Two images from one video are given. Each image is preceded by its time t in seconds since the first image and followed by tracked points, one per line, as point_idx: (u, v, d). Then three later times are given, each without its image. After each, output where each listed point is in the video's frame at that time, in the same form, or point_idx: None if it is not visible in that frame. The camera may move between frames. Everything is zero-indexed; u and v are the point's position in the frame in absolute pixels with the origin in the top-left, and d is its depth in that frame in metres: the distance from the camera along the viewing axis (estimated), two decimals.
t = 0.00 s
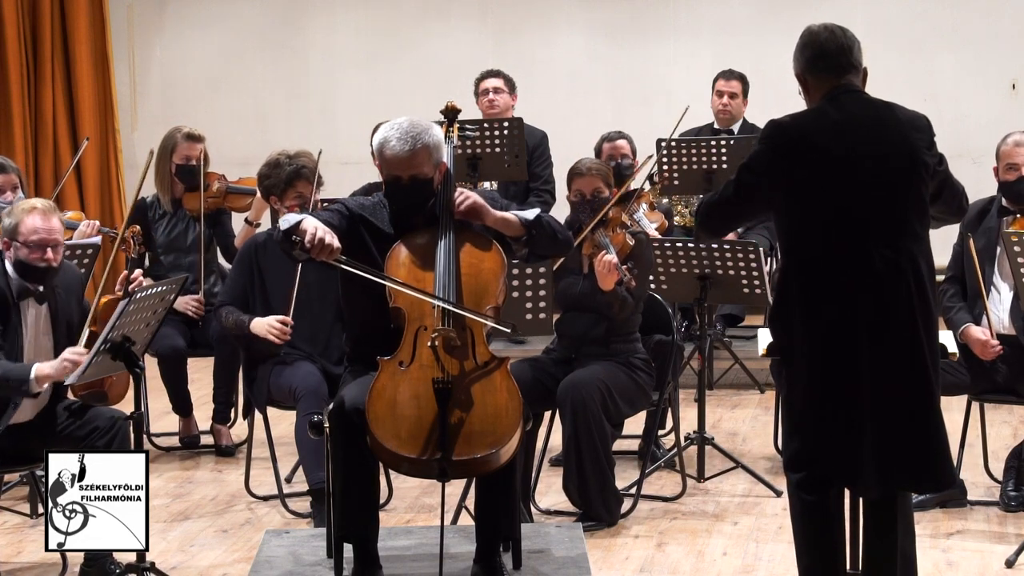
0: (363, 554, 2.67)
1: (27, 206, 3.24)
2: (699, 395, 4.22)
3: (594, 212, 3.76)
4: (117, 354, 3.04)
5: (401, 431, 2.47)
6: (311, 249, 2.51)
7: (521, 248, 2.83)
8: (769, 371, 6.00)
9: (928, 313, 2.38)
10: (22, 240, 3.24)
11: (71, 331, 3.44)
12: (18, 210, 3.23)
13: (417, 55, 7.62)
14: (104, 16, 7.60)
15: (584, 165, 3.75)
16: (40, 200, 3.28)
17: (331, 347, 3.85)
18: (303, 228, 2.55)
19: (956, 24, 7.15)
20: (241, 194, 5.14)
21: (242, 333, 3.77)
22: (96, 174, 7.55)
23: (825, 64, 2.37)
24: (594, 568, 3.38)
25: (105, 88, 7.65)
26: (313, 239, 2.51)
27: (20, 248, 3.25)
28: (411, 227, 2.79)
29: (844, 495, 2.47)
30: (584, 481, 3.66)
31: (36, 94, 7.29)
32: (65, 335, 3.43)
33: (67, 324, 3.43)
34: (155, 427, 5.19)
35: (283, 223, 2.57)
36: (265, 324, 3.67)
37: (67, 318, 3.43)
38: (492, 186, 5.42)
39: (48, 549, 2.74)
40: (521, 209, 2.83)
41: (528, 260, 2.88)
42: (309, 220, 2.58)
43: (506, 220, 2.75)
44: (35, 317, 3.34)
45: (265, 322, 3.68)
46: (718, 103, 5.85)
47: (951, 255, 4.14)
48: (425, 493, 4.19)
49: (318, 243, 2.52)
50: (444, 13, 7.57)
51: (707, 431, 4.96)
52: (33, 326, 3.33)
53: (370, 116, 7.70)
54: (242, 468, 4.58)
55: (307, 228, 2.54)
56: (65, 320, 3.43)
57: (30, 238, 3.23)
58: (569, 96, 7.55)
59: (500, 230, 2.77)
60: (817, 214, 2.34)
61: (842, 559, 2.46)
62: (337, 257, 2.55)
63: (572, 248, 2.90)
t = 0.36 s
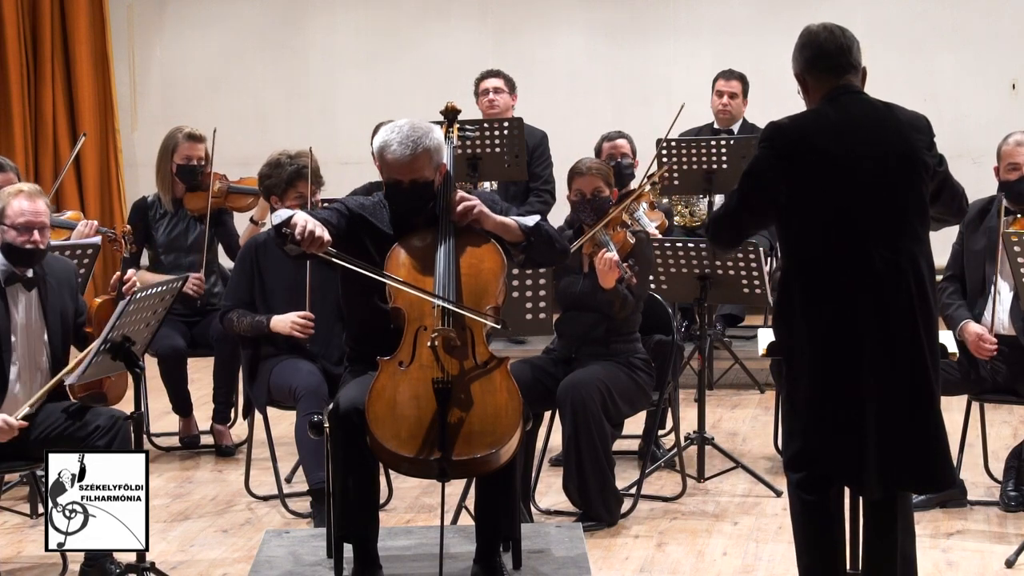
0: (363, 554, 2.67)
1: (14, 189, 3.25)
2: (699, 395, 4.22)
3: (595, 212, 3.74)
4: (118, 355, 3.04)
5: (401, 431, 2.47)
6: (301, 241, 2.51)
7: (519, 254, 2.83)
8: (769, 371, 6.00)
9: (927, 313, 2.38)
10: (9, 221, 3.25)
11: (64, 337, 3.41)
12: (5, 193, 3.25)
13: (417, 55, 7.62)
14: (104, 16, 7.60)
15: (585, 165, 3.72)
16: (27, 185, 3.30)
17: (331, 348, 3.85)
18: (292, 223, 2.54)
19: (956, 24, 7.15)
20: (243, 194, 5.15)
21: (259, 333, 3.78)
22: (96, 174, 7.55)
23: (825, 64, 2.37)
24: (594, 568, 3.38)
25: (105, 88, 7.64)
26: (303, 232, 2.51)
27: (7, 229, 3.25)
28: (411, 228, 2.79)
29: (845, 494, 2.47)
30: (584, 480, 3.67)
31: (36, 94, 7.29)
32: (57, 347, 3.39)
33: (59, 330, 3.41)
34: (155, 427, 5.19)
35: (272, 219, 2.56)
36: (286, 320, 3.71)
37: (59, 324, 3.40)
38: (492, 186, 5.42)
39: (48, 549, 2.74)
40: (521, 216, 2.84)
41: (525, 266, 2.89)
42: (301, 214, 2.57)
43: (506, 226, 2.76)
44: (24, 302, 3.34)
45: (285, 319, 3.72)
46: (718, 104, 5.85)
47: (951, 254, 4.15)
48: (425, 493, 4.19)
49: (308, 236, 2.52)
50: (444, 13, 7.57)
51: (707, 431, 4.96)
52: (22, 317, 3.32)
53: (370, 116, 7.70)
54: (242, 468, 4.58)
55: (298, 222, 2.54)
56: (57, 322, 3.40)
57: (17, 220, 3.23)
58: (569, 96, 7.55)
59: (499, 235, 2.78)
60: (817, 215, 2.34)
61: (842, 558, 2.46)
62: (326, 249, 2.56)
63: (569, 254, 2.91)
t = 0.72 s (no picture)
0: (364, 554, 2.67)
1: None
2: (699, 395, 4.22)
3: (595, 211, 3.75)
4: (117, 355, 3.05)
5: (401, 431, 2.47)
6: (286, 230, 2.51)
7: (518, 258, 2.83)
8: (769, 371, 6.01)
9: (927, 313, 2.38)
10: None
11: (50, 336, 3.35)
12: None
13: (417, 55, 7.62)
14: (104, 16, 7.60)
15: (585, 165, 3.73)
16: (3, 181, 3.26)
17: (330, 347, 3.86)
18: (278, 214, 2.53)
19: (956, 24, 7.15)
20: (243, 194, 5.14)
21: (267, 333, 3.79)
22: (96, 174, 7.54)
23: (825, 64, 2.37)
24: (594, 568, 3.38)
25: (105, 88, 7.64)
26: (288, 222, 2.50)
27: None
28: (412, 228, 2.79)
29: (845, 494, 2.46)
30: (583, 481, 3.67)
31: (36, 94, 7.28)
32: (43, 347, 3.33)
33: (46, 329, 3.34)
34: (155, 427, 5.19)
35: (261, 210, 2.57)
36: (297, 320, 3.72)
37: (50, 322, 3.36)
38: (492, 186, 5.42)
39: (48, 549, 2.74)
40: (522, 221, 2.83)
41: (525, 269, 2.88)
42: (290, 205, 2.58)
43: (506, 231, 2.73)
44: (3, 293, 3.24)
45: (294, 318, 3.74)
46: (718, 104, 5.85)
47: (951, 255, 4.16)
48: (425, 493, 4.19)
49: (293, 225, 2.51)
50: (443, 13, 7.57)
51: (707, 431, 4.96)
52: (2, 311, 3.22)
53: (370, 116, 7.70)
54: (242, 468, 4.58)
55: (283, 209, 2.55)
56: (41, 317, 3.33)
57: None
58: (569, 96, 7.55)
59: (500, 240, 2.75)
60: (817, 215, 2.34)
61: (842, 558, 2.46)
62: (312, 239, 2.54)
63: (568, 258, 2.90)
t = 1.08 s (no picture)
0: (364, 554, 2.67)
1: None
2: (699, 395, 4.22)
3: (594, 211, 3.73)
4: (117, 355, 3.05)
5: (400, 431, 2.47)
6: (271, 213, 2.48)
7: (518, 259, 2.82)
8: (769, 370, 6.01)
9: (927, 313, 2.38)
10: None
11: (41, 332, 3.26)
12: None
13: (417, 55, 7.62)
14: (104, 16, 7.60)
15: (584, 165, 3.73)
16: None
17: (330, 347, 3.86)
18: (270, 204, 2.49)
19: (956, 24, 7.15)
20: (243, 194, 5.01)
21: (269, 333, 3.79)
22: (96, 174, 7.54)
23: (825, 64, 2.37)
24: (594, 568, 3.38)
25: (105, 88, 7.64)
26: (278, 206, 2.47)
27: None
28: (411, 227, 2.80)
29: (845, 494, 2.46)
30: (582, 481, 3.67)
31: (36, 94, 7.28)
32: (37, 344, 3.25)
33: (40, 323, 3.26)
34: (155, 427, 5.19)
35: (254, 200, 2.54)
36: (299, 320, 3.73)
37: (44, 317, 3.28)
38: (492, 186, 5.42)
39: (48, 549, 2.73)
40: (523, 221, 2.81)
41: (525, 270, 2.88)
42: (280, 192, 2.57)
43: (507, 233, 2.73)
44: None
45: (297, 317, 3.74)
46: (718, 104, 5.85)
47: (951, 256, 4.16)
48: (425, 493, 4.19)
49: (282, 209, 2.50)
50: (443, 13, 7.57)
51: (707, 431, 4.96)
52: None
53: (370, 116, 7.70)
54: (242, 468, 4.58)
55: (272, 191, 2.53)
56: (29, 315, 3.24)
57: None
58: (569, 96, 7.55)
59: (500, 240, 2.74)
60: (816, 215, 2.34)
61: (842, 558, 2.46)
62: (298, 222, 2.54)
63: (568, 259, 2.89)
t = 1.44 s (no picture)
0: (364, 554, 2.67)
1: None
2: (699, 395, 4.22)
3: (595, 211, 3.74)
4: (118, 355, 3.05)
5: (401, 431, 2.48)
6: (293, 233, 2.48)
7: (521, 259, 2.80)
8: (769, 371, 6.01)
9: (927, 313, 2.38)
10: None
11: (35, 330, 3.27)
12: None
13: (418, 55, 7.62)
14: (104, 16, 7.60)
15: (587, 165, 3.72)
16: None
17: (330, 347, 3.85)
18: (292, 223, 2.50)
19: (956, 24, 7.15)
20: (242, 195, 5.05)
21: (272, 332, 3.79)
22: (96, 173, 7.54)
23: (825, 64, 2.37)
24: (594, 568, 3.38)
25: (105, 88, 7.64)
26: (299, 229, 2.48)
27: None
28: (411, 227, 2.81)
29: (844, 494, 2.46)
30: (580, 482, 3.67)
31: (36, 94, 7.28)
32: (33, 344, 3.26)
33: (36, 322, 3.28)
34: (155, 427, 5.19)
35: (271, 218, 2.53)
36: (303, 317, 3.74)
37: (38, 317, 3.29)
38: (492, 186, 5.41)
39: (48, 549, 2.73)
40: (525, 221, 2.79)
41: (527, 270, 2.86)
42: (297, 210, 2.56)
43: (508, 234, 2.70)
44: None
45: (300, 317, 3.75)
46: (718, 104, 5.85)
47: (951, 256, 4.16)
48: (425, 493, 4.19)
49: (301, 229, 2.49)
50: (443, 13, 7.57)
51: (707, 431, 4.97)
52: None
53: (371, 116, 7.70)
54: (242, 468, 4.58)
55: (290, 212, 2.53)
56: (25, 314, 3.25)
57: None
58: (569, 96, 7.54)
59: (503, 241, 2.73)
60: (816, 214, 2.34)
61: (842, 558, 2.46)
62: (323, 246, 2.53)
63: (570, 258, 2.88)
